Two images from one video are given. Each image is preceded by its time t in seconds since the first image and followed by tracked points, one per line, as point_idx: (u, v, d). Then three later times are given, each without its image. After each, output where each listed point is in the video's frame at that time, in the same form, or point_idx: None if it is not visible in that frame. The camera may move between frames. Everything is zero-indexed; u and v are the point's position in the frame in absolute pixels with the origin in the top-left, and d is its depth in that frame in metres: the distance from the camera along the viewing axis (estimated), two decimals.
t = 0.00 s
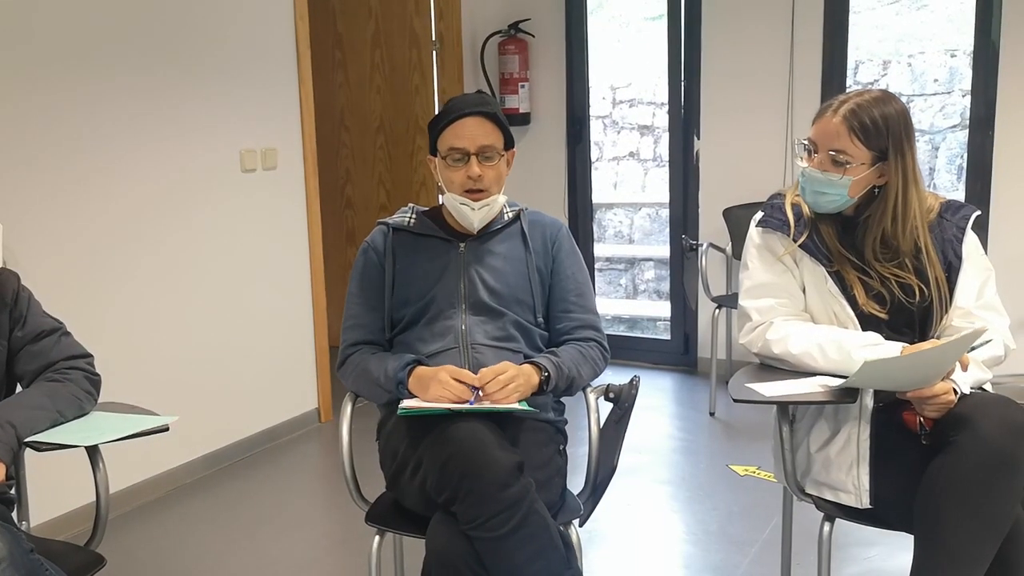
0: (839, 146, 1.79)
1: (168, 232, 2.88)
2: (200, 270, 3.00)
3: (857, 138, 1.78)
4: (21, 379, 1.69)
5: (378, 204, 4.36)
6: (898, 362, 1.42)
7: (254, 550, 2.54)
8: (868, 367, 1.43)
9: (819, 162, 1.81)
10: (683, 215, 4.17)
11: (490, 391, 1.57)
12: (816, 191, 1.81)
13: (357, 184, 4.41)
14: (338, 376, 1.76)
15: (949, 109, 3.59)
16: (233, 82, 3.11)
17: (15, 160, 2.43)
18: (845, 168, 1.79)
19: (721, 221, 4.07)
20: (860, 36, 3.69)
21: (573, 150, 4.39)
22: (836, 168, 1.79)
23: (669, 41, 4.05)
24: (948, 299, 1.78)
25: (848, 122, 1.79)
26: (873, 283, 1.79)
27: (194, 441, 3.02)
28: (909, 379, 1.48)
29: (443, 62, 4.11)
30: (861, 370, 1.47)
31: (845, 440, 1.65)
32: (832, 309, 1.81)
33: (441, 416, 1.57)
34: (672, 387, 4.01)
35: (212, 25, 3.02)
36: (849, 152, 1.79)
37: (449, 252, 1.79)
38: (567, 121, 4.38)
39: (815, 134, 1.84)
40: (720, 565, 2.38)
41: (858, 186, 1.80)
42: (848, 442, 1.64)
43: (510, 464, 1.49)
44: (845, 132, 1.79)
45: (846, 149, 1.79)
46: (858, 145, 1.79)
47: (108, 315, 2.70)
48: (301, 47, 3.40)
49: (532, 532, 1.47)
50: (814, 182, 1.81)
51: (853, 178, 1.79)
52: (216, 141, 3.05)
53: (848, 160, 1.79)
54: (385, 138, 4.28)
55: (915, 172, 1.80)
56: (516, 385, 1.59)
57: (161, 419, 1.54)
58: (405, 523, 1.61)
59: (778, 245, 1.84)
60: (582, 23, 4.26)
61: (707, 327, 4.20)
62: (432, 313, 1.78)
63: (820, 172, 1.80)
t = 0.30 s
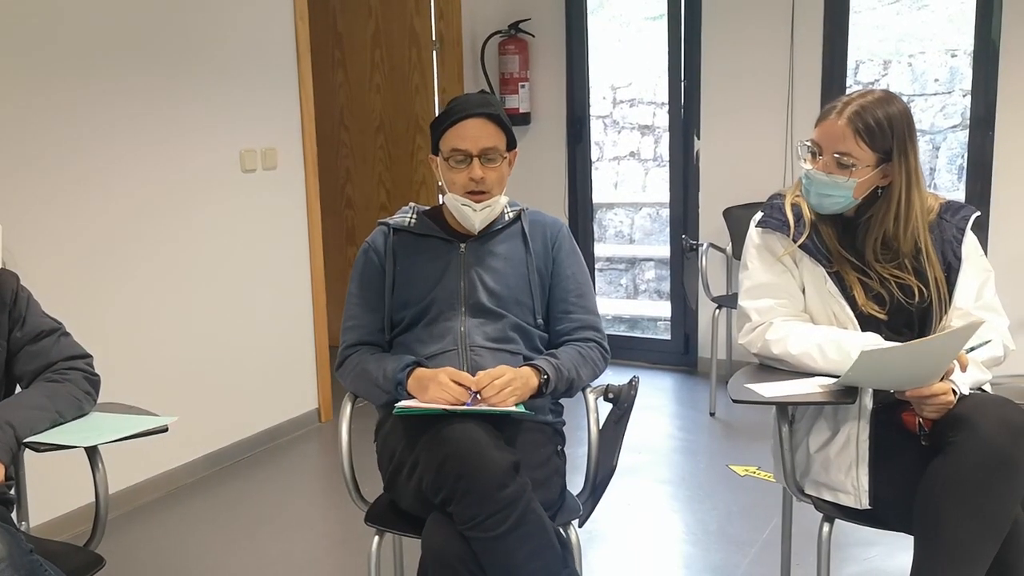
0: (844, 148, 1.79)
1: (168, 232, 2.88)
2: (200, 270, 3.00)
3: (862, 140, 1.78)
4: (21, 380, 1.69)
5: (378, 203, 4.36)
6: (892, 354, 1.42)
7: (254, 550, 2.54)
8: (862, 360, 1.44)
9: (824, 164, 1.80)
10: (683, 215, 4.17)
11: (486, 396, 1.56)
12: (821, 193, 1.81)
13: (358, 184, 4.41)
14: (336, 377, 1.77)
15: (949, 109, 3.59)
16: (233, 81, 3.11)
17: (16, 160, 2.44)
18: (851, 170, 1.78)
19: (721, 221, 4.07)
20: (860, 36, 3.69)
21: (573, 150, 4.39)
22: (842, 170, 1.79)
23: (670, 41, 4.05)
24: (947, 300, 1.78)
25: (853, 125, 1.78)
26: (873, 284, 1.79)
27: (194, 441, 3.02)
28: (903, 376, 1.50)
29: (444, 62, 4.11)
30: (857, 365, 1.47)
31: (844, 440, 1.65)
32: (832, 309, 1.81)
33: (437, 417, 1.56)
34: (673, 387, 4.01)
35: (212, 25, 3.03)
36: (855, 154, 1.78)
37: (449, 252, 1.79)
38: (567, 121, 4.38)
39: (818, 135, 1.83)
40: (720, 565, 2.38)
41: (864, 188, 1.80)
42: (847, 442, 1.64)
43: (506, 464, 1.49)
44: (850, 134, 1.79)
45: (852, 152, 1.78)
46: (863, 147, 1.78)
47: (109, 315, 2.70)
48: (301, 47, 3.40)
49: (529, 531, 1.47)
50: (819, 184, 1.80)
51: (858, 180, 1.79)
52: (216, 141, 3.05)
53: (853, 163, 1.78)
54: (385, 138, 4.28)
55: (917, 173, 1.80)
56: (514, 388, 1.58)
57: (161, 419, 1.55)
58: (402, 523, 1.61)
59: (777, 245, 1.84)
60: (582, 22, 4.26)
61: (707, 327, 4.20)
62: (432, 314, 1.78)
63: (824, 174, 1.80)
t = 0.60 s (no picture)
0: (847, 148, 1.78)
1: (169, 232, 2.88)
2: (200, 270, 3.00)
3: (866, 140, 1.77)
4: (20, 380, 1.69)
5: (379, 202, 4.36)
6: (889, 354, 1.42)
7: (255, 549, 2.54)
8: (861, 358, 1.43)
9: (828, 164, 1.80)
10: (684, 214, 4.17)
11: (485, 395, 1.56)
12: (825, 193, 1.80)
13: (358, 183, 4.41)
14: (335, 377, 1.76)
15: (951, 108, 3.58)
16: (233, 81, 3.11)
17: (16, 160, 2.44)
18: (854, 170, 1.78)
19: (722, 220, 4.06)
20: (862, 34, 3.68)
21: (574, 149, 4.39)
22: (846, 170, 1.78)
23: (671, 41, 4.05)
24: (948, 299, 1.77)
25: (857, 125, 1.77)
26: (873, 283, 1.79)
27: (195, 440, 3.02)
28: (900, 376, 1.50)
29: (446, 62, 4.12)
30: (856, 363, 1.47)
31: (845, 440, 1.64)
32: (833, 309, 1.81)
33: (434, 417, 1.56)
34: (674, 387, 4.01)
35: (212, 24, 3.03)
36: (859, 154, 1.78)
37: (449, 252, 1.79)
38: (568, 120, 4.38)
39: (822, 135, 1.83)
40: (721, 564, 2.38)
41: (866, 188, 1.80)
42: (848, 442, 1.63)
43: (500, 464, 1.49)
44: (854, 134, 1.78)
45: (856, 152, 1.78)
46: (867, 147, 1.78)
47: (109, 315, 2.70)
48: (302, 47, 3.40)
49: (523, 532, 1.47)
50: (823, 185, 1.80)
51: (861, 180, 1.78)
52: (217, 141, 3.05)
53: (857, 162, 1.78)
54: (386, 137, 4.28)
55: (920, 172, 1.79)
56: (512, 386, 1.58)
57: (161, 419, 1.54)
58: (397, 523, 1.61)
59: (778, 245, 1.84)
60: (583, 22, 4.26)
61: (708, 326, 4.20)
62: (432, 313, 1.77)
63: (828, 174, 1.79)
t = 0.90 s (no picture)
0: (846, 148, 1.78)
1: (168, 232, 2.88)
2: (200, 269, 3.00)
3: (864, 140, 1.77)
4: (18, 380, 1.69)
5: (378, 202, 4.36)
6: (890, 355, 1.42)
7: (254, 549, 2.54)
8: (862, 359, 1.43)
9: (827, 164, 1.80)
10: (684, 213, 4.16)
11: (484, 395, 1.56)
12: (824, 193, 1.80)
13: (358, 182, 4.40)
14: (334, 377, 1.76)
15: (951, 107, 3.58)
16: (233, 80, 3.11)
17: (14, 160, 2.44)
18: (853, 170, 1.78)
19: (722, 219, 4.06)
20: (862, 34, 3.68)
21: (574, 148, 4.39)
22: (845, 170, 1.78)
23: (671, 40, 4.04)
24: (948, 299, 1.77)
25: (856, 125, 1.77)
26: (873, 283, 1.79)
27: (194, 440, 3.02)
28: (900, 376, 1.50)
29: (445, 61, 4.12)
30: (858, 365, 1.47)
31: (844, 440, 1.64)
32: (833, 309, 1.81)
33: (433, 416, 1.56)
34: (674, 386, 4.01)
35: (212, 24, 3.02)
36: (858, 154, 1.78)
37: (448, 252, 1.79)
38: (568, 119, 4.38)
39: (821, 135, 1.83)
40: (720, 564, 2.38)
41: (866, 188, 1.80)
42: (848, 442, 1.63)
43: (499, 464, 1.49)
44: (852, 134, 1.78)
45: (855, 152, 1.77)
46: (866, 147, 1.77)
47: (109, 315, 2.70)
48: (301, 46, 3.39)
49: (521, 531, 1.47)
50: (822, 185, 1.79)
51: (860, 180, 1.78)
52: (216, 140, 3.05)
53: (856, 162, 1.77)
54: (386, 136, 4.28)
55: (920, 172, 1.79)
56: (512, 387, 1.58)
57: (159, 419, 1.54)
58: (396, 523, 1.61)
59: (777, 245, 1.84)
60: (583, 21, 4.25)
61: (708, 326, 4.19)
62: (430, 313, 1.77)
63: (827, 174, 1.79)
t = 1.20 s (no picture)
0: (844, 148, 1.78)
1: (168, 231, 2.88)
2: (200, 269, 3.00)
3: (863, 140, 1.77)
4: (16, 382, 1.69)
5: (378, 202, 4.36)
6: (892, 357, 1.42)
7: (254, 549, 2.54)
8: (863, 361, 1.43)
9: (825, 164, 1.80)
10: (684, 213, 4.16)
11: (483, 395, 1.56)
12: (823, 193, 1.80)
13: (359, 182, 4.40)
14: (333, 377, 1.76)
15: (951, 106, 3.58)
16: (233, 80, 3.11)
17: (14, 160, 2.44)
18: (851, 170, 1.78)
19: (722, 218, 4.06)
20: (862, 33, 3.68)
21: (574, 148, 4.39)
22: (843, 170, 1.78)
23: (671, 39, 4.04)
24: (948, 298, 1.77)
25: (854, 125, 1.77)
26: (873, 282, 1.79)
27: (195, 440, 3.02)
28: (901, 377, 1.49)
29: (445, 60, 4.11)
30: (860, 366, 1.47)
31: (843, 439, 1.64)
32: (833, 309, 1.81)
33: (432, 416, 1.56)
34: (674, 386, 4.01)
35: (211, 23, 3.02)
36: (856, 155, 1.77)
37: (447, 252, 1.78)
38: (568, 119, 4.37)
39: (819, 135, 1.82)
40: (720, 564, 2.37)
41: (864, 188, 1.80)
42: (848, 441, 1.63)
43: (499, 464, 1.49)
44: (850, 134, 1.78)
45: (853, 152, 1.77)
46: (864, 147, 1.77)
47: (109, 315, 2.70)
48: (301, 45, 3.39)
49: (521, 531, 1.47)
50: (820, 185, 1.79)
51: (859, 180, 1.78)
52: (216, 140, 3.05)
53: (854, 162, 1.77)
54: (386, 136, 4.28)
55: (918, 172, 1.79)
56: (512, 386, 1.58)
57: (159, 419, 1.54)
58: (395, 523, 1.61)
59: (777, 244, 1.84)
60: (583, 20, 4.25)
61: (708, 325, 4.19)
62: (430, 313, 1.77)
63: (825, 175, 1.79)
